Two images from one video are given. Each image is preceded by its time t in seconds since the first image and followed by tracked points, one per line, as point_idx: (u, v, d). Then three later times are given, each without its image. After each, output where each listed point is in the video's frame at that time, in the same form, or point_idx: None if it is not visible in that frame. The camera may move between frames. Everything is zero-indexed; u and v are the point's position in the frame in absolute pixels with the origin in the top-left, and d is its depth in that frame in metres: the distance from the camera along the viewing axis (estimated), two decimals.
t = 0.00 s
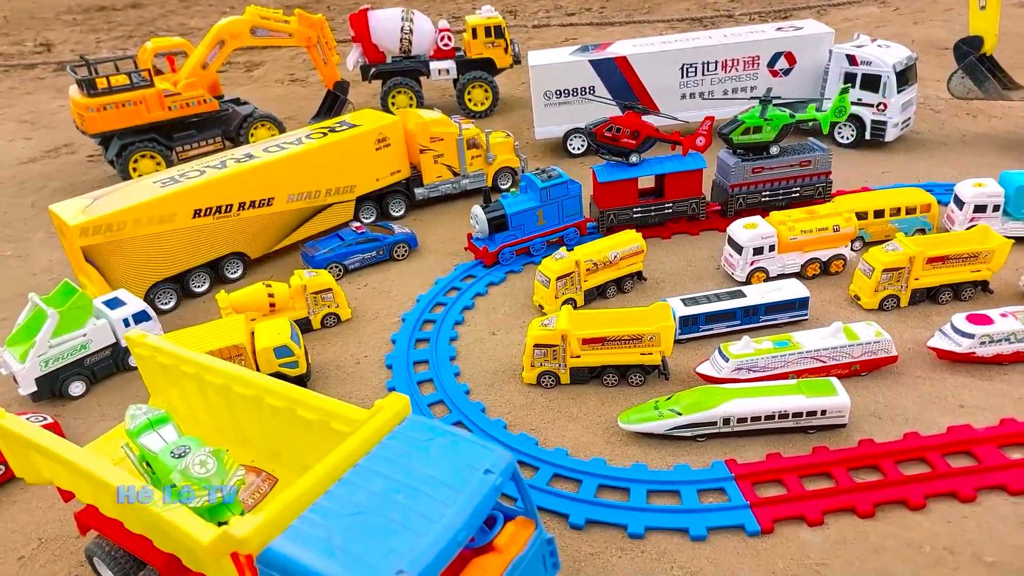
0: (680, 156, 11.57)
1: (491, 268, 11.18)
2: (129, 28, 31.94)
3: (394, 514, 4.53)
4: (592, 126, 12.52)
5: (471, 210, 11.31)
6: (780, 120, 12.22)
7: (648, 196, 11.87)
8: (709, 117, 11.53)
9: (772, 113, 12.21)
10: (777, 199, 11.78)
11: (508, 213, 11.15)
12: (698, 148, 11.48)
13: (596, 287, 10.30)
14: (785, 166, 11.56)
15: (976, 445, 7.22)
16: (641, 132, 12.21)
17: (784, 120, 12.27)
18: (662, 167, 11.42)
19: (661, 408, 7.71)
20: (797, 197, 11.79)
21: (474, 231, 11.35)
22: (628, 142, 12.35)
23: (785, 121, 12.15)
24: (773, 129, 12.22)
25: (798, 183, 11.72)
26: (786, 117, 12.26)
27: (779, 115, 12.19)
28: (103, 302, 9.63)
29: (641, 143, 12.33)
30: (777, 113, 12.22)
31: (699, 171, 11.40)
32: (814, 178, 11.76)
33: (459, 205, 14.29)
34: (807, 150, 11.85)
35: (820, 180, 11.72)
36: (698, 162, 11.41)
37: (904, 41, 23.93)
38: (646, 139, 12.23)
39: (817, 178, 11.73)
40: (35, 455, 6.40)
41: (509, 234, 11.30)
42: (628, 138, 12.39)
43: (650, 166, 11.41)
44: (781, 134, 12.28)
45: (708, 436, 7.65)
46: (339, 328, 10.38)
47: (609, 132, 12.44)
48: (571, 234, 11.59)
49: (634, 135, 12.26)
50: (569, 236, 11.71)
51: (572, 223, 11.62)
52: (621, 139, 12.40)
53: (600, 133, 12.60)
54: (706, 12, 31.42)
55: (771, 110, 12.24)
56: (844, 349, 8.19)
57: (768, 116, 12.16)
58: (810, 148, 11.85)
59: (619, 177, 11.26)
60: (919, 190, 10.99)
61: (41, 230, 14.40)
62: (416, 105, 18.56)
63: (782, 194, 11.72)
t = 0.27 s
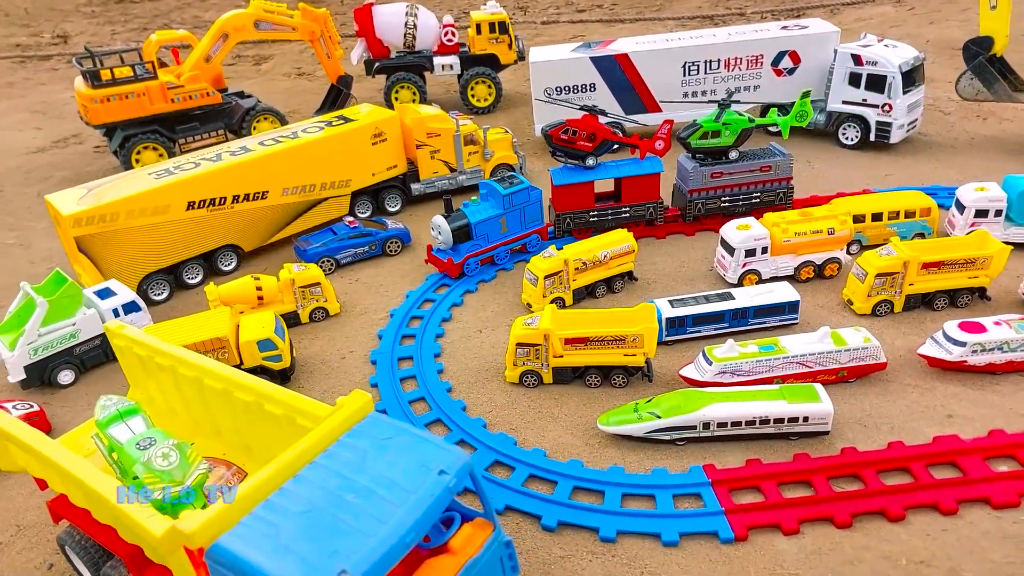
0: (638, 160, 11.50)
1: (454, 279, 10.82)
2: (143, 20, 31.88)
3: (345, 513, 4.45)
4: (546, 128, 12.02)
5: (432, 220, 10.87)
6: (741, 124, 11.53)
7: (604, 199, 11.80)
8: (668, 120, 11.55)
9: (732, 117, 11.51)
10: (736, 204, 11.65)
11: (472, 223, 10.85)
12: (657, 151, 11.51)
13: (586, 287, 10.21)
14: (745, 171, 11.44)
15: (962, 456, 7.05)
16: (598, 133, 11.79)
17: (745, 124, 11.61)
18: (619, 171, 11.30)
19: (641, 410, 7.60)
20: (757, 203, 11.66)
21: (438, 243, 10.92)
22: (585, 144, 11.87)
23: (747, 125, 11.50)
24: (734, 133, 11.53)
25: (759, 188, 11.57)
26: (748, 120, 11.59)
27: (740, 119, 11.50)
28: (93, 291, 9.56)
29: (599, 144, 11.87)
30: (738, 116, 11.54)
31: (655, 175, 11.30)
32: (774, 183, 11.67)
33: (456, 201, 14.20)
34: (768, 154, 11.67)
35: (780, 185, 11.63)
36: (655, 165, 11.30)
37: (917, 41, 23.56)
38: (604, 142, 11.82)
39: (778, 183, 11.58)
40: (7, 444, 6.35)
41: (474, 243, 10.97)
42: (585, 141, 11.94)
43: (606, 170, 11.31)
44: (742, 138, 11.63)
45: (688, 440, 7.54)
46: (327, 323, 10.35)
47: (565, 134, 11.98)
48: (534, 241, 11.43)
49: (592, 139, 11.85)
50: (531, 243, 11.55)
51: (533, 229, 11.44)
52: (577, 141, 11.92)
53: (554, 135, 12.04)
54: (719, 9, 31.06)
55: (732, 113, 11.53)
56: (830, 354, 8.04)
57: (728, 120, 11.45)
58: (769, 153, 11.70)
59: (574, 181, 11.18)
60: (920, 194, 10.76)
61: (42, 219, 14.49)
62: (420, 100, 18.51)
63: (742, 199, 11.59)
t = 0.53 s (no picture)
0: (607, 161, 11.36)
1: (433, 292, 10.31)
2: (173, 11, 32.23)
3: (307, 501, 4.45)
4: (514, 130, 11.72)
5: (407, 231, 10.25)
6: (707, 126, 11.16)
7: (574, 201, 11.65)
8: (635, 122, 11.79)
9: (699, 117, 11.14)
10: (705, 207, 11.41)
11: (449, 232, 10.33)
12: (625, 151, 11.66)
13: (586, 283, 10.15)
14: (713, 173, 11.23)
15: (958, 464, 6.87)
16: (568, 135, 11.52)
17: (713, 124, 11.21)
18: (588, 172, 11.18)
19: (631, 409, 7.53)
20: (727, 206, 11.43)
21: (415, 255, 10.32)
22: (554, 146, 11.60)
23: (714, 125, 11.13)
24: (701, 134, 11.19)
25: (727, 191, 11.35)
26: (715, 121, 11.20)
27: (707, 121, 11.13)
28: (99, 277, 9.72)
29: (568, 146, 11.62)
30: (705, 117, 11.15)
31: (626, 175, 11.19)
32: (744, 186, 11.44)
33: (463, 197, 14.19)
34: (737, 157, 11.47)
35: (751, 188, 11.39)
36: (624, 166, 11.20)
37: (948, 41, 23.01)
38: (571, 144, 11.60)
39: (747, 187, 11.37)
40: None
41: (452, 253, 10.46)
42: (554, 142, 11.65)
43: (576, 171, 11.24)
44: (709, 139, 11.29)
45: (677, 440, 7.45)
46: (329, 314, 10.42)
47: (534, 136, 11.71)
48: (509, 246, 11.15)
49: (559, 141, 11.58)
50: (506, 249, 11.23)
51: (507, 235, 11.12)
52: (546, 143, 11.62)
53: (524, 138, 11.75)
54: (746, 6, 30.61)
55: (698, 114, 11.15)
56: (828, 357, 7.89)
57: (695, 121, 11.11)
58: (739, 156, 11.46)
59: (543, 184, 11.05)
60: (934, 196, 10.48)
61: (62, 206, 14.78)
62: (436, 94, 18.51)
63: (710, 202, 11.36)
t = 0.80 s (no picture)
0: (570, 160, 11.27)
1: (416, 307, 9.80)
2: None
3: (266, 476, 4.45)
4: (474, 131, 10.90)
5: (382, 244, 9.65)
6: (664, 125, 11.07)
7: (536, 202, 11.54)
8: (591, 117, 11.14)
9: (657, 117, 11.04)
10: (662, 207, 11.30)
11: (425, 241, 9.80)
12: (584, 150, 11.25)
13: (586, 277, 10.08)
14: (669, 173, 11.10)
15: (949, 471, 6.71)
16: (530, 134, 10.94)
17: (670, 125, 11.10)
18: (552, 171, 11.07)
19: (617, 402, 7.47)
20: (684, 207, 11.30)
21: (393, 268, 9.78)
22: (517, 147, 10.97)
23: (672, 125, 11.03)
24: (657, 134, 11.11)
25: (685, 192, 11.23)
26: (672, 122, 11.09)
27: (665, 121, 11.04)
28: (106, 255, 9.89)
29: (530, 146, 11.05)
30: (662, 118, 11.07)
31: (588, 174, 11.16)
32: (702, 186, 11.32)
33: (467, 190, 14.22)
34: (696, 158, 11.34)
35: (710, 189, 11.27)
36: (586, 164, 11.17)
37: (981, 43, 22.45)
38: (534, 144, 11.05)
39: (705, 187, 11.24)
40: None
41: (429, 264, 9.96)
42: (517, 142, 11.00)
43: (539, 171, 11.11)
44: (665, 139, 11.19)
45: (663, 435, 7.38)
46: (329, 298, 10.49)
47: (496, 136, 10.98)
48: (482, 252, 10.81)
49: (521, 140, 10.96)
50: (479, 255, 10.88)
51: (479, 240, 10.77)
52: (509, 143, 10.96)
53: (485, 138, 11.02)
54: (775, 4, 30.15)
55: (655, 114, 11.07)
56: (823, 358, 7.75)
57: (653, 120, 11.05)
58: (698, 157, 11.36)
59: (510, 185, 10.85)
60: (947, 199, 10.23)
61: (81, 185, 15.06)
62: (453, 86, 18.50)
63: (667, 203, 11.24)
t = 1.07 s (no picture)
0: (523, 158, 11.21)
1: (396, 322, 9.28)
2: None
3: (225, 463, 4.47)
4: (429, 133, 10.89)
5: (355, 260, 9.07)
6: (613, 117, 10.76)
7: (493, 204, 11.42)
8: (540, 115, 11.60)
9: (606, 109, 10.73)
10: (614, 200, 11.11)
11: (398, 253, 9.31)
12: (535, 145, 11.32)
13: (577, 267, 10.02)
14: (620, 165, 10.93)
15: (935, 459, 6.60)
16: (484, 133, 10.99)
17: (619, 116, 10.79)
18: (508, 169, 10.97)
19: (600, 390, 7.42)
20: (636, 199, 11.11)
21: (367, 285, 9.15)
22: (471, 147, 10.97)
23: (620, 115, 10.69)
24: (607, 126, 10.79)
25: (636, 184, 11.05)
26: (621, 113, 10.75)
27: (613, 112, 10.71)
28: (100, 248, 10.03)
29: (484, 145, 11.09)
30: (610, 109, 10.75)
31: (542, 170, 11.12)
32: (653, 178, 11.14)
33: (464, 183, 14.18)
34: (646, 149, 11.13)
35: (661, 181, 11.06)
36: (539, 160, 11.12)
37: (994, 27, 22.01)
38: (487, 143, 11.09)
39: (656, 179, 11.03)
40: None
41: (403, 276, 9.49)
42: (471, 142, 11.03)
43: (495, 170, 10.99)
44: (615, 131, 10.87)
45: (647, 424, 7.33)
46: (322, 290, 10.54)
47: (451, 137, 10.97)
48: (448, 259, 10.46)
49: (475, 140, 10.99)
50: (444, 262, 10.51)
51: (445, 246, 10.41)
52: (464, 144, 10.96)
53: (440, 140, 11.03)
54: None
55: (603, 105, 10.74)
56: (810, 346, 7.64)
57: (601, 110, 10.73)
58: (649, 149, 11.08)
59: (470, 186, 10.65)
60: (946, 184, 10.04)
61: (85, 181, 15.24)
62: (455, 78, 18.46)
63: (618, 195, 11.06)
